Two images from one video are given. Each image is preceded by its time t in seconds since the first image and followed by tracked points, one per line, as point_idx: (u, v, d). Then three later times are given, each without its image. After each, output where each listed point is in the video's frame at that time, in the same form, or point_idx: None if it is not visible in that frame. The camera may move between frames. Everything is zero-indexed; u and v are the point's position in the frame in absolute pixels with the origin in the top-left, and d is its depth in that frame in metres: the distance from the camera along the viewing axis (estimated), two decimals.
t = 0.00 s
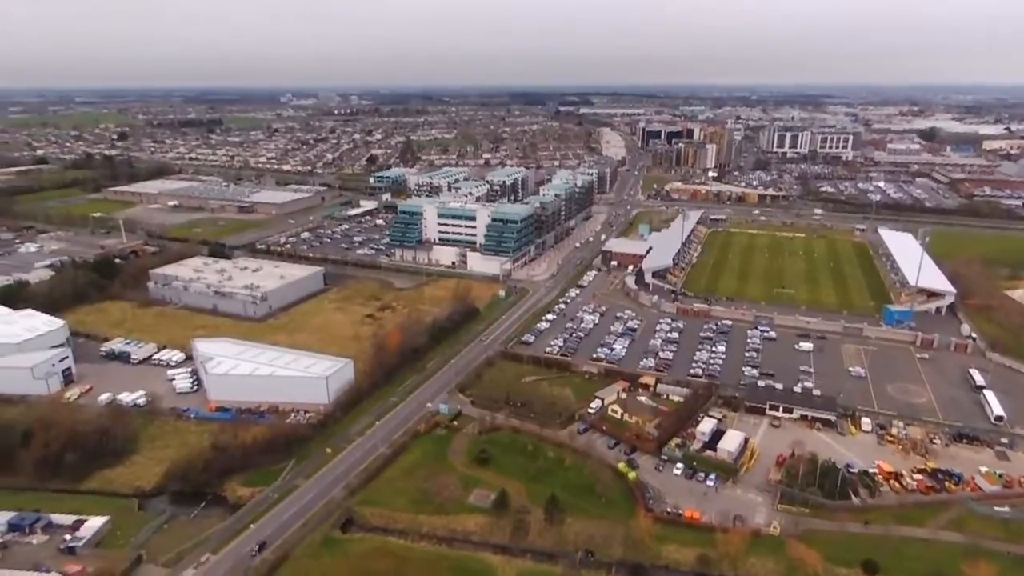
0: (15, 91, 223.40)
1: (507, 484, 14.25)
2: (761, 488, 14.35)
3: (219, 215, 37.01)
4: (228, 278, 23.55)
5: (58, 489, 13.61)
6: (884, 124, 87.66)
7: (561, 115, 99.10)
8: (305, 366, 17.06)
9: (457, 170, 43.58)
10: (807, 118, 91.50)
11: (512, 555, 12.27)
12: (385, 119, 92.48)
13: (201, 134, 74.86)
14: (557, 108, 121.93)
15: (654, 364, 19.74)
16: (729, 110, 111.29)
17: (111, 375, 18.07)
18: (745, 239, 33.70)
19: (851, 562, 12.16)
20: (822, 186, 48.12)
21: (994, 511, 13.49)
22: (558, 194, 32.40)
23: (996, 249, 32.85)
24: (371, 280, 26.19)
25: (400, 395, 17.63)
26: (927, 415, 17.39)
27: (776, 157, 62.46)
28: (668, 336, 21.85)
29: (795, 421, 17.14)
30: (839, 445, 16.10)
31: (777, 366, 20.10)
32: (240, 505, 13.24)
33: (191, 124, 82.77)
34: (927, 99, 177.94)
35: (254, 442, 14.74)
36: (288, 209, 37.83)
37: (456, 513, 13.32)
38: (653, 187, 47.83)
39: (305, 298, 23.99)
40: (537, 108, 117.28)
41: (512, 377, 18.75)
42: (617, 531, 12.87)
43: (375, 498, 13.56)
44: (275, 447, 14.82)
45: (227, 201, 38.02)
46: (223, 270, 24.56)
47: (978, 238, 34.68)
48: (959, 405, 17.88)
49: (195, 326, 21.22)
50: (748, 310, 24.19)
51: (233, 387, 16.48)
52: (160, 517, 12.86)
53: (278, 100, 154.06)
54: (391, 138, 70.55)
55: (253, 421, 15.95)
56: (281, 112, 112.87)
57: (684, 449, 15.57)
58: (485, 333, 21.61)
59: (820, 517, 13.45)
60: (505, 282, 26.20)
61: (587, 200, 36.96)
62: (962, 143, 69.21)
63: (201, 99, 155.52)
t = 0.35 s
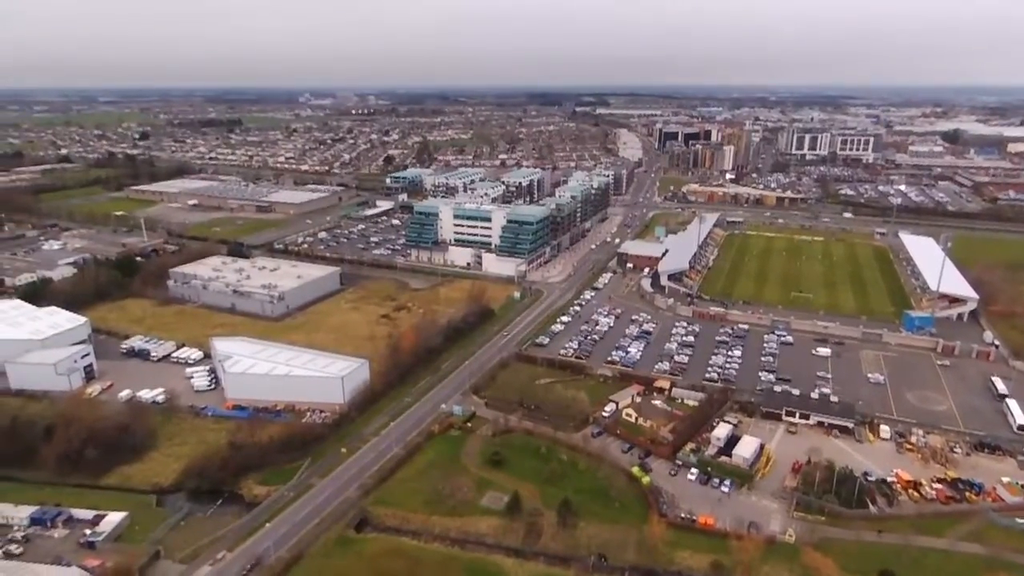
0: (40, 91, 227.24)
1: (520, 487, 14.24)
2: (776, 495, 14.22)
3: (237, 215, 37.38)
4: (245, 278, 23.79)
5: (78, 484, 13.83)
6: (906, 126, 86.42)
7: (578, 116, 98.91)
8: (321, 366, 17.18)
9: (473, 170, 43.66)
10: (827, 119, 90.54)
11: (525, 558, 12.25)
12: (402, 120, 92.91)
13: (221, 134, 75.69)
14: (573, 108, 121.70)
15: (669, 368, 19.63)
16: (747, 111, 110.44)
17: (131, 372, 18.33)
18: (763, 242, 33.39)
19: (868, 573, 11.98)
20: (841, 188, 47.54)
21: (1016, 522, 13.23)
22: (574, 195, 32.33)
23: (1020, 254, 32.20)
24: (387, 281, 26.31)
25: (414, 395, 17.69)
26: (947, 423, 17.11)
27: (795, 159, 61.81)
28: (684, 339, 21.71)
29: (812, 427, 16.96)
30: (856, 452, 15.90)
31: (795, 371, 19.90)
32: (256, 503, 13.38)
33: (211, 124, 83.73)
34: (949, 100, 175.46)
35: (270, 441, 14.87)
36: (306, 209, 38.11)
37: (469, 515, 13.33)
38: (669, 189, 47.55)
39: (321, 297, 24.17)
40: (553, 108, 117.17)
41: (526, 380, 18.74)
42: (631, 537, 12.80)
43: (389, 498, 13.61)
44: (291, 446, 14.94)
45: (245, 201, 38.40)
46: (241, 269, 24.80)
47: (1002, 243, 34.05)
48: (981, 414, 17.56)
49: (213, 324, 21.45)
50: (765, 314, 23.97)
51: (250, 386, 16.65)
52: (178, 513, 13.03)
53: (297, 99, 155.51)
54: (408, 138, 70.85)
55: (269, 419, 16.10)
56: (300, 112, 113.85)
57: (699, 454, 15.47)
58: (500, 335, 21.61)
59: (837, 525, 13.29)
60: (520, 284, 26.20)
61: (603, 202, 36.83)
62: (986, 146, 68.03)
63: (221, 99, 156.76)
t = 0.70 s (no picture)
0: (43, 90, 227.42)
1: (522, 489, 14.26)
2: (777, 497, 14.22)
3: (239, 215, 37.40)
4: (247, 278, 23.82)
5: (80, 485, 13.88)
6: (908, 127, 86.32)
7: (580, 116, 98.90)
8: (322, 367, 17.19)
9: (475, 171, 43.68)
10: (829, 120, 90.44)
11: (526, 560, 12.27)
12: (404, 119, 92.94)
13: (223, 134, 75.74)
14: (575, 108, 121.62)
15: (671, 370, 19.63)
16: (749, 112, 110.40)
17: (133, 373, 18.37)
18: (764, 243, 33.38)
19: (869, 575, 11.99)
20: (843, 190, 47.51)
21: (1017, 526, 13.22)
22: (576, 196, 32.33)
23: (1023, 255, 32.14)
24: (389, 281, 26.32)
25: (415, 397, 17.71)
26: (949, 425, 17.09)
27: (797, 161, 61.76)
28: (685, 341, 21.70)
29: (813, 430, 16.96)
30: (857, 454, 15.90)
31: (796, 373, 19.90)
32: (258, 503, 13.42)
33: (213, 124, 83.80)
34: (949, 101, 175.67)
35: (271, 441, 14.91)
36: (307, 210, 38.13)
37: (470, 516, 13.35)
38: (671, 190, 47.54)
39: (323, 298, 24.19)
40: (555, 109, 117.28)
41: (528, 381, 18.76)
42: (631, 539, 12.79)
43: (390, 500, 13.62)
44: (292, 447, 14.96)
45: (247, 201, 38.44)
46: (242, 270, 24.80)
47: (1004, 245, 34.01)
48: (982, 416, 17.56)
49: (215, 325, 21.48)
50: (766, 316, 23.95)
51: (252, 387, 16.68)
52: (179, 514, 13.06)
53: (298, 99, 155.66)
54: (410, 138, 70.86)
55: (270, 420, 16.13)
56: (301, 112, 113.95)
57: (700, 456, 15.46)
58: (501, 336, 21.62)
59: (838, 528, 13.29)
60: (522, 285, 26.22)
61: (605, 203, 36.82)
62: (988, 147, 67.98)
63: (222, 99, 156.35)
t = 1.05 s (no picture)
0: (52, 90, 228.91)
1: (526, 492, 14.26)
2: (783, 502, 14.17)
3: (246, 216, 37.54)
4: (254, 279, 23.90)
5: (87, 485, 13.96)
6: (916, 129, 85.91)
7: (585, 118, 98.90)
8: (328, 369, 17.23)
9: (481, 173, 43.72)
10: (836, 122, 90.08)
11: (531, 563, 12.26)
12: (410, 121, 93.10)
13: (230, 135, 76.10)
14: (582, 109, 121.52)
15: (676, 373, 19.59)
16: (755, 113, 110.14)
17: (140, 373, 18.47)
18: (771, 246, 33.29)
19: None
20: (850, 192, 47.33)
21: None
22: (582, 198, 32.32)
23: None
24: (394, 283, 26.37)
25: (420, 399, 17.74)
26: (956, 431, 16.99)
27: (804, 163, 61.55)
28: (691, 344, 21.65)
29: (819, 434, 16.89)
30: (864, 460, 15.82)
31: (802, 377, 19.82)
32: (264, 505, 13.46)
33: (221, 125, 84.19)
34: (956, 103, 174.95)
35: (277, 442, 14.96)
36: (314, 211, 38.25)
37: (475, 519, 13.35)
38: (677, 192, 47.45)
39: (328, 299, 24.25)
40: (561, 110, 117.32)
41: (533, 383, 18.75)
42: (636, 543, 12.77)
43: (395, 502, 13.64)
44: (298, 449, 15.00)
45: (254, 202, 38.61)
46: (249, 271, 24.89)
47: (1012, 248, 33.78)
48: (990, 422, 17.44)
49: (221, 326, 21.56)
50: (772, 319, 23.88)
51: (259, 388, 16.74)
52: (186, 515, 13.12)
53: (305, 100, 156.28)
54: (416, 139, 70.98)
55: (275, 421, 16.18)
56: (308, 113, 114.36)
57: (705, 460, 15.41)
58: (506, 338, 21.63)
59: (844, 533, 13.24)
60: (527, 287, 26.23)
61: (611, 205, 36.78)
62: (997, 149, 67.57)
63: (229, 99, 156.64)
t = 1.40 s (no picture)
0: (46, 90, 227.74)
1: (523, 493, 14.27)
2: (779, 501, 14.22)
3: (242, 216, 37.45)
4: (250, 280, 23.84)
5: (84, 488, 13.91)
6: (911, 128, 86.09)
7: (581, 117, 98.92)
8: (324, 370, 17.20)
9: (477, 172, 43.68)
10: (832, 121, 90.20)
11: (528, 564, 12.28)
12: (406, 120, 92.95)
13: (226, 134, 75.87)
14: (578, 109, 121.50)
15: (673, 373, 19.64)
16: (751, 112, 110.27)
17: (136, 375, 18.41)
18: (766, 246, 33.37)
19: None
20: (845, 191, 47.44)
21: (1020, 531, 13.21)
22: (578, 198, 32.33)
23: None
24: (391, 283, 26.35)
25: (417, 399, 17.73)
26: (951, 429, 17.08)
27: (799, 162, 61.65)
28: (687, 344, 21.70)
29: (815, 433, 16.95)
30: (859, 459, 15.88)
31: (798, 376, 19.89)
32: (261, 506, 13.45)
33: (216, 124, 83.94)
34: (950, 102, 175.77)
35: (274, 444, 14.93)
36: (310, 211, 38.16)
37: (472, 520, 13.36)
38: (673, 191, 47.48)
39: (325, 300, 24.21)
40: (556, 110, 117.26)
41: (529, 383, 18.76)
42: (633, 543, 12.80)
43: (392, 503, 13.64)
44: (294, 450, 14.98)
45: (249, 202, 38.48)
46: (245, 272, 24.83)
47: (1007, 247, 33.90)
48: (984, 420, 17.53)
49: (218, 327, 21.50)
50: (767, 318, 23.93)
51: (255, 389, 16.71)
52: (183, 517, 13.10)
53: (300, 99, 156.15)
54: (411, 139, 70.87)
55: (272, 423, 16.15)
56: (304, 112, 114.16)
57: (701, 460, 15.45)
58: (502, 338, 21.65)
59: (840, 532, 13.29)
60: (524, 287, 26.24)
61: (607, 204, 36.79)
62: (991, 148, 67.77)
63: (225, 99, 156.52)
